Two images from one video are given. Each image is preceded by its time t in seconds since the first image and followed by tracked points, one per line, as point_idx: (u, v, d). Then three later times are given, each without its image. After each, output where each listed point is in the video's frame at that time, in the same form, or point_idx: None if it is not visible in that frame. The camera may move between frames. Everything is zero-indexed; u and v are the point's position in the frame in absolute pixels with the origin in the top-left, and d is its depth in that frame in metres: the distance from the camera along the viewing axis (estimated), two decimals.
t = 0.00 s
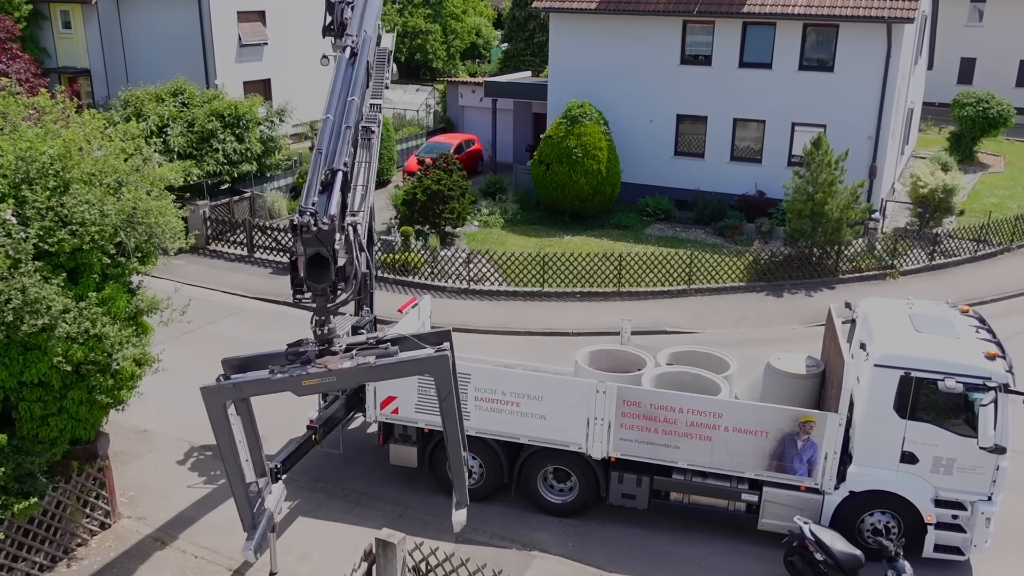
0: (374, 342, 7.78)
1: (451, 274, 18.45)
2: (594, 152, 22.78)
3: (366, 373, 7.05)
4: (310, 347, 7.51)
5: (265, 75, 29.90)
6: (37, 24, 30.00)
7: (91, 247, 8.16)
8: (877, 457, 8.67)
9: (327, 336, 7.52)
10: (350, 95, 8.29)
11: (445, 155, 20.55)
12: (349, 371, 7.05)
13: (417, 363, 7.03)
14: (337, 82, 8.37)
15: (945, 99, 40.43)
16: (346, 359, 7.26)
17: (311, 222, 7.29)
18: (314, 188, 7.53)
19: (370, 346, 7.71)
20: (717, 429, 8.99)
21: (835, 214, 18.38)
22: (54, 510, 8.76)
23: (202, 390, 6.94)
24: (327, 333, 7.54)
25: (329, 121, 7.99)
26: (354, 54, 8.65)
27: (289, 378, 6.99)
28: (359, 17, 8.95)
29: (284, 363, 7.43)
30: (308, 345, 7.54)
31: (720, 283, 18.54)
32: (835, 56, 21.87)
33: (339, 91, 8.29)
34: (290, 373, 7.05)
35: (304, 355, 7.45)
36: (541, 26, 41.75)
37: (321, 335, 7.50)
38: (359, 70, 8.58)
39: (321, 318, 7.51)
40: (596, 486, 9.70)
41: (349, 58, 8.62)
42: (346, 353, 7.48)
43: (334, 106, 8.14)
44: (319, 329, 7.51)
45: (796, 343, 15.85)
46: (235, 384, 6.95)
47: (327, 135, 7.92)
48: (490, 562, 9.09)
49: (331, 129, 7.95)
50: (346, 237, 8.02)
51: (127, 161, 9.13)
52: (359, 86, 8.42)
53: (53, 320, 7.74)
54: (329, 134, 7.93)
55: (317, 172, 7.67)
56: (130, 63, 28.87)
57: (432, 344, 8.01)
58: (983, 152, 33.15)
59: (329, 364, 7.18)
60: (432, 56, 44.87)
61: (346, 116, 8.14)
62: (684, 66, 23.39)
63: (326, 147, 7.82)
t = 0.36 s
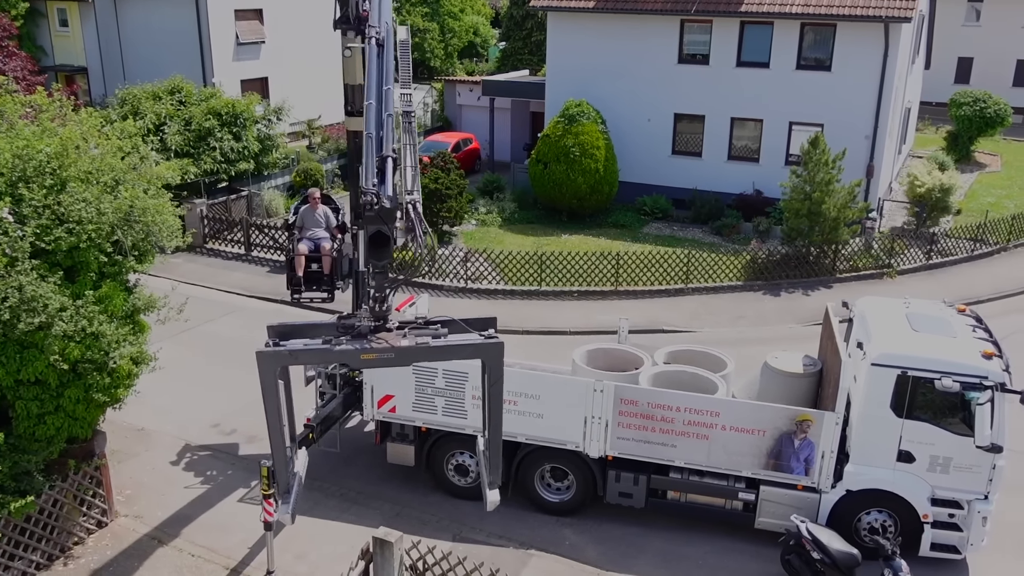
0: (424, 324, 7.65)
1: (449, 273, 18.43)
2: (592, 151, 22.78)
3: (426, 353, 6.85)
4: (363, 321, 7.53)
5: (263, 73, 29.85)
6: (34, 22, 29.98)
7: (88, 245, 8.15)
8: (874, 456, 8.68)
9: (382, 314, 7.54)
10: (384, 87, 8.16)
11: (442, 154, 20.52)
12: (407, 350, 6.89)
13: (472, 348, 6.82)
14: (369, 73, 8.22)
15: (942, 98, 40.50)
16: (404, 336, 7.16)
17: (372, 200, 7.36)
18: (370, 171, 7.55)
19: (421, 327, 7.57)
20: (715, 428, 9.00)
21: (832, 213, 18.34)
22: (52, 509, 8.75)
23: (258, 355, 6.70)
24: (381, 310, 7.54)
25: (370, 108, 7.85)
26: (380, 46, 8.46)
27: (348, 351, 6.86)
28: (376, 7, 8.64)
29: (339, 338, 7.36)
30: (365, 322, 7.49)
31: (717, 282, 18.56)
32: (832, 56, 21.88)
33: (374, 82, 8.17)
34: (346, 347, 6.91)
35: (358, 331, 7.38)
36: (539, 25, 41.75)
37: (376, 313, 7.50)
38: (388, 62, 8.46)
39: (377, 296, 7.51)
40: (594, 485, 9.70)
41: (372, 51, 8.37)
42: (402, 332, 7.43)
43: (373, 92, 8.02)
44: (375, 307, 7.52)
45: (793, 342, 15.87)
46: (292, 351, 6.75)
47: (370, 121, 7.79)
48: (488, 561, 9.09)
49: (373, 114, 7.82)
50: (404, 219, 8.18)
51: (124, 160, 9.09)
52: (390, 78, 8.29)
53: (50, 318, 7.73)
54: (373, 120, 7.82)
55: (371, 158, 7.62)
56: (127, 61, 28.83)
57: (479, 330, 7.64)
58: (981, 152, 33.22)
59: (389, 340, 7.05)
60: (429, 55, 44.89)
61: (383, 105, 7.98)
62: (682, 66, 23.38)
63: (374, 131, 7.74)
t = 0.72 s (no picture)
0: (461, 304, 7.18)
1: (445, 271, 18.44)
2: (588, 149, 22.79)
3: (464, 337, 6.58)
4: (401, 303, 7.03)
5: (259, 71, 29.79)
6: (29, 19, 29.91)
7: (83, 243, 8.14)
8: (870, 454, 8.69)
9: (422, 295, 6.96)
10: (409, 77, 8.48)
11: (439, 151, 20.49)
12: (448, 334, 6.63)
13: (510, 335, 6.50)
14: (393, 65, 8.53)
15: (938, 97, 40.55)
16: (445, 319, 6.84)
17: (416, 183, 7.22)
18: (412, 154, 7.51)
19: (458, 308, 7.14)
20: (711, 426, 9.01)
21: (828, 212, 18.36)
22: (47, 507, 8.74)
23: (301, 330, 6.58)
24: (422, 291, 6.98)
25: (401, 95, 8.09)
26: (398, 37, 8.91)
27: (389, 331, 6.64)
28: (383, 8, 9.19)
29: (374, 316, 7.01)
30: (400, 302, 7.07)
31: (714, 280, 18.57)
32: (829, 54, 21.90)
33: (399, 75, 8.42)
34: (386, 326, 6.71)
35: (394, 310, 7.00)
36: (536, 23, 41.75)
37: (417, 294, 6.95)
38: (407, 50, 8.82)
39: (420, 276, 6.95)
40: (590, 483, 9.71)
41: (391, 40, 8.83)
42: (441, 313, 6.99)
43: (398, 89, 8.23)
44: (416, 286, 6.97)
45: (789, 340, 15.89)
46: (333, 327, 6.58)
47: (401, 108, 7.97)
48: (484, 559, 9.09)
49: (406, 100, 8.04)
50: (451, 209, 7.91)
51: (120, 157, 9.03)
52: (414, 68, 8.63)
53: (45, 316, 7.72)
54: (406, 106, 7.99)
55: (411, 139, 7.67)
56: (123, 59, 28.77)
57: (513, 314, 7.09)
58: (976, 150, 33.27)
59: (430, 322, 6.78)
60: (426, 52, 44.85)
61: (412, 91, 8.21)
62: (679, 64, 23.39)
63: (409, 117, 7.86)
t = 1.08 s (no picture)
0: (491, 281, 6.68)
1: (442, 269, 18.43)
2: (585, 147, 22.78)
3: (499, 312, 6.16)
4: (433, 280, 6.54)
5: (255, 69, 29.74)
6: (25, 16, 29.84)
7: (79, 241, 8.13)
8: (865, 451, 8.71)
9: (456, 270, 6.46)
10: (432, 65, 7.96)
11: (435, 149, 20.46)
12: (485, 308, 6.18)
13: (544, 309, 6.09)
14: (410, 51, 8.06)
15: (934, 95, 40.61)
16: (479, 294, 6.42)
17: (452, 163, 6.88)
18: (446, 134, 7.15)
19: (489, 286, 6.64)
20: (707, 424, 9.02)
21: (824, 209, 18.37)
22: (43, 505, 8.72)
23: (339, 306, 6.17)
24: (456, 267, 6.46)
25: (426, 78, 7.68)
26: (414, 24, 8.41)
27: (426, 307, 6.15)
28: None
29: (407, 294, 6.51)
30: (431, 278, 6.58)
31: (711, 278, 18.59)
32: (825, 52, 21.92)
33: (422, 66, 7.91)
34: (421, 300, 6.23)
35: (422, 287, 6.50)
36: (532, 21, 41.74)
37: (450, 270, 6.45)
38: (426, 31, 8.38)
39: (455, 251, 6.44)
40: (586, 481, 9.71)
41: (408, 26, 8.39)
42: (474, 288, 6.52)
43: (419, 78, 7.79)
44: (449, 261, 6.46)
45: (786, 338, 15.91)
46: (370, 303, 6.12)
47: (426, 91, 7.57)
48: (481, 557, 9.10)
49: (432, 83, 7.63)
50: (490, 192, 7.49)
51: (115, 155, 9.00)
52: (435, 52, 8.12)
53: (41, 314, 7.71)
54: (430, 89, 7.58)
55: (442, 121, 7.27)
56: (118, 56, 28.71)
57: (541, 291, 6.65)
58: (972, 148, 33.32)
59: (465, 297, 6.32)
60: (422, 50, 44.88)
61: (438, 78, 7.75)
62: (675, 62, 23.38)
63: (434, 99, 7.48)
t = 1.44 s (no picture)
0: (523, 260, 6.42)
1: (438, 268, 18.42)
2: (581, 146, 22.79)
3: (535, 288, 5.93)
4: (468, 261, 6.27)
5: (251, 67, 29.69)
6: (20, 14, 29.75)
7: (75, 240, 8.11)
8: (861, 449, 8.73)
9: (489, 251, 6.21)
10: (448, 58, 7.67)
11: (431, 149, 20.46)
12: (521, 286, 5.98)
13: (576, 284, 5.87)
14: (426, 44, 7.82)
15: (930, 94, 40.71)
16: (514, 273, 6.17)
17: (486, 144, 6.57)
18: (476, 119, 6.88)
19: (519, 266, 6.49)
20: (704, 423, 9.03)
21: (820, 209, 18.38)
22: (39, 505, 8.70)
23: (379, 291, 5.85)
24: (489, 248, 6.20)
25: (448, 68, 7.44)
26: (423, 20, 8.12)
27: (463, 287, 5.93)
28: None
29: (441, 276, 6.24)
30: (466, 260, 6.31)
31: (707, 277, 18.61)
32: (821, 51, 21.95)
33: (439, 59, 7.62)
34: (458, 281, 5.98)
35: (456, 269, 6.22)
36: (529, 20, 41.77)
37: (483, 251, 6.22)
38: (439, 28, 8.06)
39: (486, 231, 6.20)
40: (583, 480, 9.72)
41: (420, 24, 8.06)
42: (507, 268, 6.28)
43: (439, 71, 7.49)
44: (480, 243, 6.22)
45: (782, 337, 15.93)
46: (409, 285, 5.87)
47: (449, 81, 7.33)
48: (477, 556, 9.10)
49: (454, 71, 7.40)
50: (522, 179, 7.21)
51: (111, 154, 8.97)
52: (453, 45, 7.89)
53: (37, 313, 7.69)
54: (453, 78, 7.33)
55: (469, 109, 7.02)
56: (114, 55, 28.65)
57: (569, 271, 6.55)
58: (968, 147, 33.39)
59: (500, 276, 6.10)
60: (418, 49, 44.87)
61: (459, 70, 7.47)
62: (671, 61, 23.39)
63: (459, 88, 7.23)
